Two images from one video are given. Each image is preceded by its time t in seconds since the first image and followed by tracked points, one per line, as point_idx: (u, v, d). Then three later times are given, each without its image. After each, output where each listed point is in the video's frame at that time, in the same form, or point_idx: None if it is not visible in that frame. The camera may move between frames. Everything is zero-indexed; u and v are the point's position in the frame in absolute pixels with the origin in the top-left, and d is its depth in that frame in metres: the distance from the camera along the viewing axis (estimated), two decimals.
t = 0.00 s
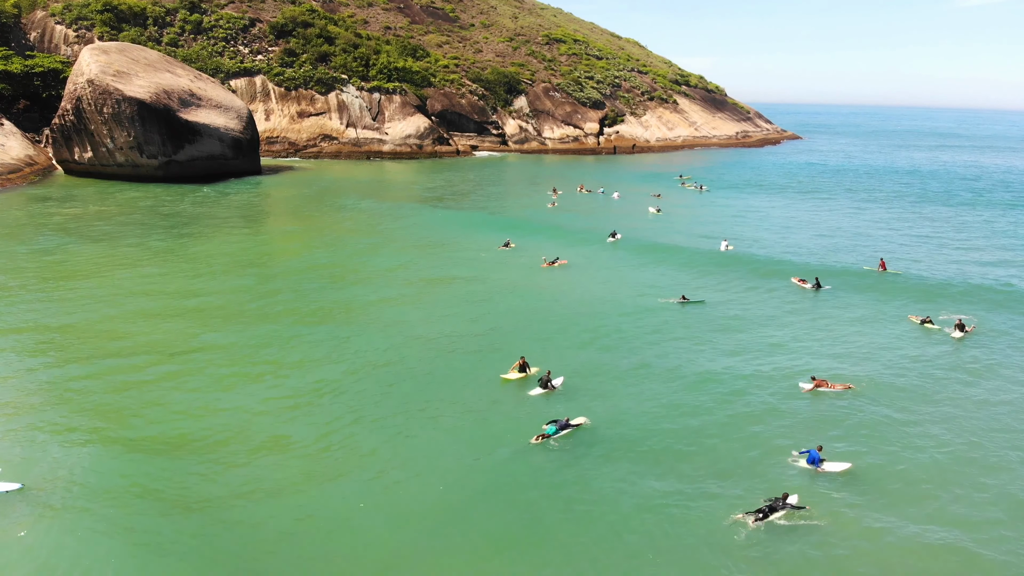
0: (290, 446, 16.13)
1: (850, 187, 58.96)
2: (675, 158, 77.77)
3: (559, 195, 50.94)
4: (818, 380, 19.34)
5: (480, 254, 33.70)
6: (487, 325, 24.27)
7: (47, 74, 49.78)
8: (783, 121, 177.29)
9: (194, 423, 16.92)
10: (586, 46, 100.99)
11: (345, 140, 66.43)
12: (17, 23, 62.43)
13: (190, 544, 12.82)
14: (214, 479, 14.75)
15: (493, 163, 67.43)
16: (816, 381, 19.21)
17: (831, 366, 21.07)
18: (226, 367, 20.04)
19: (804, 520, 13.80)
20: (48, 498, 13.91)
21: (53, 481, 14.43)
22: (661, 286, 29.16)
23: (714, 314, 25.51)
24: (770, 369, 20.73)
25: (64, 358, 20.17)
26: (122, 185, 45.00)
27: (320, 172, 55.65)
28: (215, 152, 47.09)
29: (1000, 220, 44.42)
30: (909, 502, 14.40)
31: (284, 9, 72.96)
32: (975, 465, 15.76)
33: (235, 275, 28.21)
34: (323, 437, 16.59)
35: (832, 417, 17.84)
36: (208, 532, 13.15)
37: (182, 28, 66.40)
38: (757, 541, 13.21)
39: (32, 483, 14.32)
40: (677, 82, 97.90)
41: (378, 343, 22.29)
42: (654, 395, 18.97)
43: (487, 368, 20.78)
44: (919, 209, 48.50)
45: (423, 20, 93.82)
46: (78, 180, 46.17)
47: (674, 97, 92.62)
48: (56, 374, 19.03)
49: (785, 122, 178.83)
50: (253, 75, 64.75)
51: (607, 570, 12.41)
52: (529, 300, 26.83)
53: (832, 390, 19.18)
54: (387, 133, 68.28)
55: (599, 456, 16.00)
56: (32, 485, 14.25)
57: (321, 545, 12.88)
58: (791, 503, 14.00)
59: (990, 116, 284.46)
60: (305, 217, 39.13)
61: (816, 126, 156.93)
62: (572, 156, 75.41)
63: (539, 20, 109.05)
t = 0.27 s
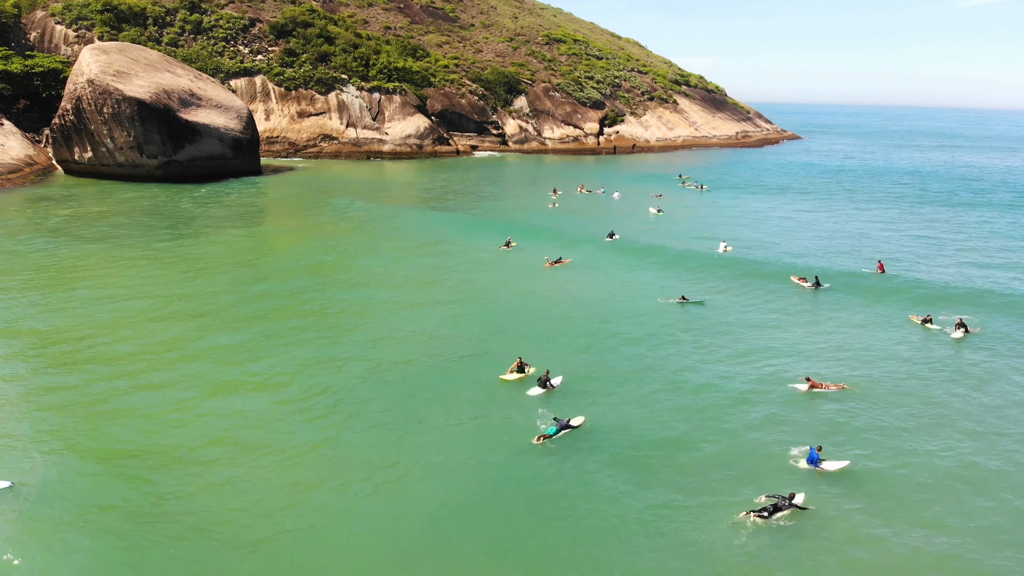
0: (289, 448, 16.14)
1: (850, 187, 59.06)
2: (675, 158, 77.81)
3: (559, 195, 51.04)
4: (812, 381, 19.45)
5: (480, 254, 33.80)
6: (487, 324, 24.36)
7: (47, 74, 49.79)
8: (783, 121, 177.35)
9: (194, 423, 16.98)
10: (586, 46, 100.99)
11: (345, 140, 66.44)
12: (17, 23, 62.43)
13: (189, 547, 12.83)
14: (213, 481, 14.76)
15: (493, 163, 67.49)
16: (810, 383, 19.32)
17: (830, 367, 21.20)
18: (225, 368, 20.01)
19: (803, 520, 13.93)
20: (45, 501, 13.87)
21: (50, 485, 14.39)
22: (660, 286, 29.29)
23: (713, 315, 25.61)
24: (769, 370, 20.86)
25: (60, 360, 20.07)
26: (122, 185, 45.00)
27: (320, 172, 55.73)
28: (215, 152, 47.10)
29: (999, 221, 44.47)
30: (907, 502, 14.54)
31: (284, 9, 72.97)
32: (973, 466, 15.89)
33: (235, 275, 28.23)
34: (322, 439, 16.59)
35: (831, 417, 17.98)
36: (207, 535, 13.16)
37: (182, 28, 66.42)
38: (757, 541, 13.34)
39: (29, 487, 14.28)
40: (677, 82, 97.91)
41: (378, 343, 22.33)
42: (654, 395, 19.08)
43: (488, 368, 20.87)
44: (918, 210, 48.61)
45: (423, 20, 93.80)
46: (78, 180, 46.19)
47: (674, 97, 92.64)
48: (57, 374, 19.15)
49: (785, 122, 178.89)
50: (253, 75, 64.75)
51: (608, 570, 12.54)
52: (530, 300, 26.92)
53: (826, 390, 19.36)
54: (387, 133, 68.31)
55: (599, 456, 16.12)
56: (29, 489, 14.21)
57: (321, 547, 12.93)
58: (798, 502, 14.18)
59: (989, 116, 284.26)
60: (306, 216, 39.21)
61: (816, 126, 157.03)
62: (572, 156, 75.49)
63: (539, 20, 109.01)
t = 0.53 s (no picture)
0: (286, 450, 16.08)
1: (849, 188, 59.14)
2: (675, 158, 77.83)
3: (559, 195, 51.09)
4: (807, 383, 19.50)
5: (480, 254, 33.84)
6: (487, 325, 24.40)
7: (47, 74, 49.78)
8: (783, 121, 177.43)
9: (194, 423, 17.02)
10: (586, 46, 101.00)
11: (345, 140, 66.44)
12: (17, 23, 62.40)
13: (186, 550, 12.76)
14: (210, 484, 14.69)
15: (493, 163, 67.52)
16: (806, 385, 19.37)
17: (829, 368, 21.25)
18: (222, 370, 19.93)
19: (802, 520, 13.99)
20: (39, 506, 13.75)
21: (44, 489, 14.27)
22: (659, 286, 29.38)
23: (713, 316, 25.68)
24: (768, 371, 20.91)
25: (53, 362, 19.88)
26: (122, 186, 45.00)
27: (321, 172, 55.77)
28: (215, 152, 47.10)
29: (999, 221, 44.52)
30: (906, 502, 14.62)
31: (284, 9, 72.96)
32: (971, 467, 15.95)
33: (235, 275, 28.23)
34: (319, 442, 16.52)
35: (830, 419, 18.04)
36: (203, 539, 13.07)
37: (182, 28, 66.41)
38: (757, 541, 13.39)
39: (22, 491, 14.16)
40: (677, 82, 97.92)
41: (377, 344, 22.33)
42: (653, 396, 19.13)
43: (488, 368, 20.91)
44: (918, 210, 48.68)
45: (423, 20, 93.79)
46: (78, 180, 46.18)
47: (674, 98, 92.66)
48: (57, 374, 19.16)
49: (785, 122, 178.96)
50: (253, 75, 64.75)
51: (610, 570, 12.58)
52: (530, 301, 26.98)
53: (821, 391, 19.47)
54: (387, 133, 68.30)
55: (599, 457, 16.17)
56: (22, 494, 14.09)
57: (318, 551, 12.88)
58: (804, 503, 14.28)
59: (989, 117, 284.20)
60: (306, 216, 39.26)
61: (816, 126, 157.12)
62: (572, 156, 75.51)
63: (539, 20, 109.01)
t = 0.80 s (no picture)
0: (280, 453, 15.99)
1: (850, 188, 59.24)
2: (675, 158, 77.86)
3: (560, 195, 51.17)
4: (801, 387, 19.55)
5: (480, 254, 33.91)
6: (486, 325, 24.46)
7: (47, 74, 49.78)
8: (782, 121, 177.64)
9: (194, 423, 17.05)
10: (586, 46, 101.02)
11: (345, 140, 66.44)
12: (17, 22, 62.36)
13: (181, 554, 12.67)
14: (205, 487, 14.60)
15: (493, 163, 67.55)
16: (800, 387, 19.45)
17: (828, 369, 21.36)
18: (217, 372, 19.82)
19: (800, 519, 14.09)
20: (30, 512, 13.56)
21: (34, 495, 14.08)
22: (659, 287, 29.47)
23: (712, 317, 25.79)
24: (767, 372, 21.04)
25: (45, 365, 19.66)
26: (122, 185, 45.01)
27: (321, 172, 55.86)
28: (215, 152, 47.09)
29: (999, 222, 44.57)
30: (904, 502, 14.71)
31: (284, 9, 72.98)
32: (969, 467, 16.05)
33: (234, 275, 28.24)
34: (315, 445, 16.41)
35: (828, 418, 18.20)
36: (198, 543, 12.98)
37: (182, 28, 66.40)
38: (756, 540, 13.50)
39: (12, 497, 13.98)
40: (677, 82, 97.92)
41: (374, 344, 22.33)
42: (653, 396, 19.25)
43: (488, 368, 21.01)
44: (918, 211, 48.71)
45: (423, 20, 93.79)
46: (78, 180, 46.17)
47: (674, 98, 92.65)
48: (56, 374, 19.17)
49: (784, 121, 179.17)
50: (253, 75, 64.74)
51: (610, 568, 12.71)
52: (530, 301, 27.06)
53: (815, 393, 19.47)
54: (387, 133, 68.31)
55: (599, 456, 16.28)
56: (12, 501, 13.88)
57: (318, 553, 12.83)
58: (809, 506, 14.36)
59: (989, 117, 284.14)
60: (307, 216, 39.33)
61: (815, 126, 157.31)
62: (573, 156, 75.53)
63: (539, 20, 109.03)
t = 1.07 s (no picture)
0: (276, 456, 15.93)
1: (850, 189, 59.28)
2: (675, 158, 77.86)
3: (560, 195, 51.18)
4: (794, 388, 19.36)
5: (480, 254, 33.95)
6: (486, 326, 24.52)
7: (47, 74, 49.78)
8: (782, 121, 177.78)
9: (194, 424, 17.08)
10: (586, 46, 101.02)
11: (345, 140, 66.43)
12: (17, 23, 62.36)
13: (177, 559, 12.59)
14: (201, 491, 14.52)
15: (493, 163, 67.55)
16: (792, 388, 19.31)
17: (828, 369, 21.41)
18: (212, 374, 19.72)
19: (798, 519, 14.11)
20: (23, 518, 13.44)
21: (27, 501, 13.94)
22: (658, 287, 29.51)
23: (712, 317, 25.82)
24: (766, 372, 21.08)
25: (39, 368, 19.51)
26: (122, 185, 45.01)
27: (322, 172, 55.90)
28: (215, 152, 47.08)
29: (999, 223, 44.58)
30: (902, 502, 14.72)
31: (284, 9, 73.00)
32: (968, 466, 16.08)
33: (234, 275, 28.26)
34: (311, 448, 16.38)
35: (827, 418, 18.24)
36: (194, 547, 12.90)
37: (182, 28, 66.40)
38: (755, 539, 13.54)
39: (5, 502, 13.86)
40: (677, 82, 97.89)
41: (372, 345, 22.31)
42: (652, 395, 19.28)
43: (488, 368, 21.07)
44: (918, 211, 48.75)
45: (423, 20, 93.81)
46: (78, 180, 46.17)
47: (674, 98, 92.60)
48: (56, 375, 19.19)
49: (784, 121, 179.20)
50: (253, 75, 64.73)
51: (609, 567, 12.76)
52: (530, 301, 27.09)
53: (808, 395, 19.30)
54: (387, 133, 68.31)
55: (598, 456, 16.33)
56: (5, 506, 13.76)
57: (315, 557, 12.79)
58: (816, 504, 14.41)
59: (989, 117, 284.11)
60: (307, 216, 39.34)
61: (815, 126, 157.41)
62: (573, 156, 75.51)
63: (539, 20, 109.05)
